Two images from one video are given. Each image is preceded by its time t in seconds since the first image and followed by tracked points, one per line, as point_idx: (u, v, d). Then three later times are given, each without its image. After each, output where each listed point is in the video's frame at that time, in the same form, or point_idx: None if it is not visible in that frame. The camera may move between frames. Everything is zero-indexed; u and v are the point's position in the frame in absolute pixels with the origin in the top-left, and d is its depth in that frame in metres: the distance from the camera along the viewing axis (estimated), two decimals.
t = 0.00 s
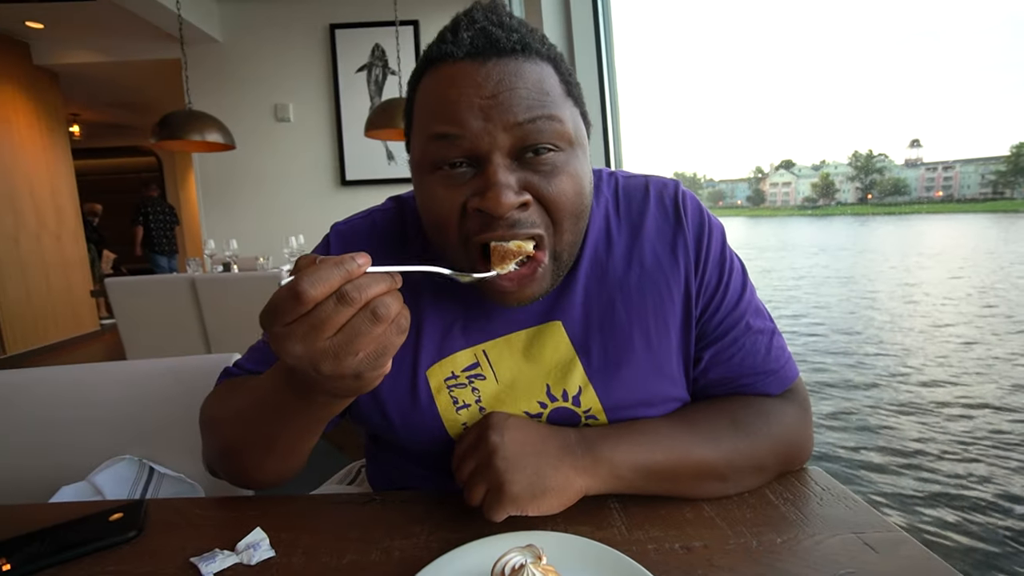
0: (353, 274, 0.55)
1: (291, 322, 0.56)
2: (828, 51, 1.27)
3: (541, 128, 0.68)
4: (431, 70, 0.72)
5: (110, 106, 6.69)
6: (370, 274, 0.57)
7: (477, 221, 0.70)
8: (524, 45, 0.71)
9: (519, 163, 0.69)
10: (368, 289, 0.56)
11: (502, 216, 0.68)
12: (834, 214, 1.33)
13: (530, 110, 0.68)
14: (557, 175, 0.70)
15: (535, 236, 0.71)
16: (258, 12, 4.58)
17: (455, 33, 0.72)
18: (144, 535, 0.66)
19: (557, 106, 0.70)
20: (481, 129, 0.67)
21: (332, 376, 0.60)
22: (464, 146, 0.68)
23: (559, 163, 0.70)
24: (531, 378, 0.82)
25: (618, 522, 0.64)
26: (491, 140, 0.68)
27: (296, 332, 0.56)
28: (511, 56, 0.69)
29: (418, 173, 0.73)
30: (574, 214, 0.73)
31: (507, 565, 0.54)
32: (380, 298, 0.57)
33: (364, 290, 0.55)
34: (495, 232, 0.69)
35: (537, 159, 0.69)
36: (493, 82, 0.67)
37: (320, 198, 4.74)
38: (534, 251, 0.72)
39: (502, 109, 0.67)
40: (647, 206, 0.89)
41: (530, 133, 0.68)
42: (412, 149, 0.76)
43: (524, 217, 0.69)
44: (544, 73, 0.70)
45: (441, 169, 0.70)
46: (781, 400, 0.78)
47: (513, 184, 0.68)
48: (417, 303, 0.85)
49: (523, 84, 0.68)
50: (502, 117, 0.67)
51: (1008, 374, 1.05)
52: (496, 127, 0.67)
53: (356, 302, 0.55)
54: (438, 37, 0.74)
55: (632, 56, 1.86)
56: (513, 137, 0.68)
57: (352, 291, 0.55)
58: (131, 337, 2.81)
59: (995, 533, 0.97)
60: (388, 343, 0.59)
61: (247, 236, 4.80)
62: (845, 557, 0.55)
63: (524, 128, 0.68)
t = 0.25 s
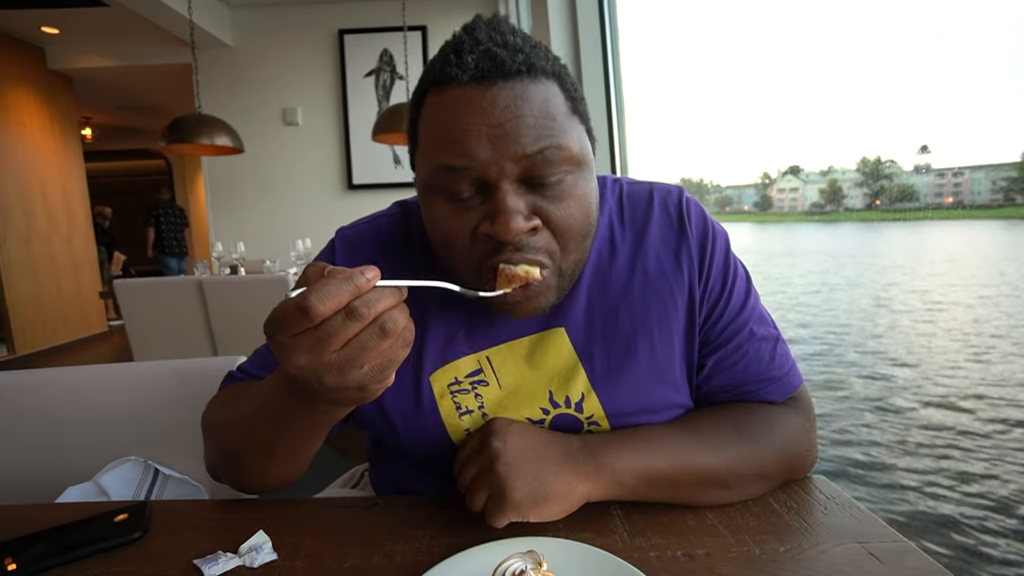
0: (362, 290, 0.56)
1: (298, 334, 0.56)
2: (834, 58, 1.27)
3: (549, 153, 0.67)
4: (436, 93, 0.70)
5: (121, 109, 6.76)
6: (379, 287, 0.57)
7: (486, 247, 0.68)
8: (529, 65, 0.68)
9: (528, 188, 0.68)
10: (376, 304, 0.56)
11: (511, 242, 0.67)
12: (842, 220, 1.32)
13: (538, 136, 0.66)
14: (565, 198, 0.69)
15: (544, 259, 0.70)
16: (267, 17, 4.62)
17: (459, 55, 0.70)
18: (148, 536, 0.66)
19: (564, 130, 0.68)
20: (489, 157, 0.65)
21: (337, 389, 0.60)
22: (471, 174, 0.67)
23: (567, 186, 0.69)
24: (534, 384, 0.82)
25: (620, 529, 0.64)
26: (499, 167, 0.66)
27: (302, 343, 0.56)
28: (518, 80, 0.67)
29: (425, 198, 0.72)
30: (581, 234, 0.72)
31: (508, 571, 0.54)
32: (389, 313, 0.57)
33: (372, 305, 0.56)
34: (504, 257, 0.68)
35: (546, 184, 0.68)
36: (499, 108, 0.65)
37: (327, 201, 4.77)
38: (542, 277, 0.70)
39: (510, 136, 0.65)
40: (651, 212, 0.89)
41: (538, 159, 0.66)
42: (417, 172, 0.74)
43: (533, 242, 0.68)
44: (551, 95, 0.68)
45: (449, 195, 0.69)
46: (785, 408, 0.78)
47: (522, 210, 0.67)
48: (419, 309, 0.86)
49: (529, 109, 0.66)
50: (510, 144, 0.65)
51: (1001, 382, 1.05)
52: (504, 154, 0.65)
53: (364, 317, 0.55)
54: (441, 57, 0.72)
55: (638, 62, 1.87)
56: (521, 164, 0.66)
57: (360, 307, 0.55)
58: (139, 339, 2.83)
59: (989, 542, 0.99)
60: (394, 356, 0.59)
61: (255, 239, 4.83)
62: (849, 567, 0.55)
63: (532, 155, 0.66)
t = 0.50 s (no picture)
0: (366, 324, 0.56)
1: (299, 366, 0.57)
2: (836, 60, 1.26)
3: (549, 180, 0.65)
4: (433, 112, 0.67)
5: (125, 112, 6.78)
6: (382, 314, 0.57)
7: (486, 268, 0.68)
8: (529, 85, 0.65)
9: (527, 212, 0.67)
10: (379, 335, 0.57)
11: (510, 266, 0.67)
12: (843, 223, 1.34)
13: (538, 163, 0.64)
14: (564, 221, 0.68)
15: (543, 278, 0.70)
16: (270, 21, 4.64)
17: (457, 72, 0.66)
18: (148, 538, 0.66)
19: (565, 153, 0.66)
20: (488, 185, 0.64)
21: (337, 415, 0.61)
22: (471, 200, 0.65)
23: (566, 208, 0.68)
24: (533, 386, 0.82)
25: (619, 533, 0.64)
26: (499, 194, 0.64)
27: (303, 374, 0.57)
28: (517, 104, 0.64)
29: (426, 217, 0.71)
30: (579, 251, 0.72)
31: None
32: (391, 341, 0.58)
33: (375, 338, 0.56)
34: (503, 278, 0.68)
35: (546, 208, 0.67)
36: (498, 135, 0.63)
37: (330, 204, 4.78)
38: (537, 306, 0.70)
39: (509, 164, 0.63)
40: (651, 215, 0.88)
41: (537, 186, 0.64)
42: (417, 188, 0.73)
43: (532, 264, 0.68)
44: (551, 118, 0.65)
45: (449, 217, 0.68)
46: (785, 411, 0.77)
47: (521, 234, 0.66)
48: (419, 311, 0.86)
49: (529, 135, 0.63)
50: (509, 172, 0.63)
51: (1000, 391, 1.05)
52: (503, 182, 0.64)
53: (367, 350, 0.56)
54: (439, 70, 0.68)
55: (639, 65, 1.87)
56: (521, 192, 0.64)
57: (364, 342, 0.56)
58: (142, 342, 2.83)
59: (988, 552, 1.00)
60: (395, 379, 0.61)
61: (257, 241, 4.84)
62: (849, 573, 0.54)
63: (531, 182, 0.64)
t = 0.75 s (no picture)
0: (344, 370, 0.56)
1: (281, 415, 0.58)
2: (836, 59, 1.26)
3: (550, 187, 0.64)
4: (434, 118, 0.66)
5: (124, 111, 6.78)
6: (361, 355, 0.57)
7: (485, 273, 0.69)
8: (529, 92, 0.64)
9: (527, 219, 0.66)
10: (360, 378, 0.57)
11: (509, 271, 0.67)
12: (844, 222, 1.33)
13: (538, 170, 0.63)
14: (564, 226, 0.67)
15: (541, 282, 0.70)
16: (270, 20, 4.63)
17: (458, 78, 0.65)
18: (149, 536, 0.66)
19: (566, 159, 0.65)
20: (488, 192, 0.63)
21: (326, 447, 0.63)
22: (471, 206, 0.65)
23: (566, 214, 0.67)
24: (534, 384, 0.82)
25: (620, 531, 0.64)
26: (498, 201, 0.64)
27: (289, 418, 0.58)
28: (518, 111, 0.63)
29: (427, 221, 0.71)
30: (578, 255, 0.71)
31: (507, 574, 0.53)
32: (372, 381, 0.58)
33: (355, 382, 0.57)
34: (502, 283, 0.68)
35: (546, 215, 0.66)
36: (499, 143, 0.62)
37: (330, 203, 4.78)
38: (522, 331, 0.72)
39: (509, 172, 0.63)
40: (653, 213, 0.88)
41: (537, 193, 0.64)
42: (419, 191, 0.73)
43: (530, 269, 0.68)
44: (551, 125, 0.64)
45: (449, 222, 0.68)
46: (786, 409, 0.77)
47: (520, 240, 0.66)
48: (421, 310, 0.85)
49: (530, 143, 0.63)
50: (509, 180, 0.63)
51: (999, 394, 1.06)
52: (503, 189, 0.63)
53: (348, 395, 0.57)
54: (439, 74, 0.68)
55: (640, 63, 1.87)
56: (521, 198, 0.64)
57: (343, 388, 0.56)
58: (142, 341, 2.83)
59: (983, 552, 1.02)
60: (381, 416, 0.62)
61: (257, 240, 4.83)
62: (850, 571, 0.54)
63: (532, 189, 0.64)
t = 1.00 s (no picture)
0: (292, 438, 0.57)
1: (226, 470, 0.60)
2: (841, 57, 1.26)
3: (552, 184, 0.64)
4: (442, 111, 0.67)
5: (128, 109, 6.79)
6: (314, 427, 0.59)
7: (484, 266, 0.68)
8: (537, 88, 0.64)
9: (528, 214, 0.66)
10: (303, 452, 0.58)
11: (506, 266, 0.67)
12: (849, 221, 1.34)
13: (542, 166, 0.63)
14: (564, 224, 0.67)
15: (538, 279, 0.70)
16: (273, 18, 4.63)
17: (468, 72, 0.66)
18: (153, 531, 0.66)
19: (570, 157, 0.65)
20: (490, 185, 0.63)
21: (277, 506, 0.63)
22: (473, 199, 0.65)
23: (567, 211, 0.67)
24: (538, 379, 0.82)
25: (624, 529, 0.63)
26: (501, 194, 0.64)
27: (225, 472, 0.60)
28: (525, 106, 0.63)
29: (430, 211, 0.71)
30: (578, 254, 0.71)
31: (511, 570, 0.53)
32: (318, 456, 0.59)
33: (297, 455, 0.58)
34: (499, 277, 0.68)
35: (547, 212, 0.66)
36: (504, 137, 0.62)
37: (333, 201, 4.78)
38: (509, 445, 0.67)
39: (513, 166, 0.63)
40: (658, 210, 0.88)
41: (539, 189, 0.64)
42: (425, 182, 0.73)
43: (528, 265, 0.68)
44: (558, 121, 0.64)
45: (451, 213, 0.68)
46: (790, 407, 0.77)
47: (520, 234, 0.66)
48: (425, 305, 0.85)
49: (535, 138, 0.63)
50: (512, 174, 0.63)
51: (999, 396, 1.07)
52: (505, 183, 0.63)
53: (284, 465, 0.58)
54: (450, 66, 0.68)
55: (644, 61, 1.86)
56: (523, 193, 0.64)
57: (284, 457, 0.58)
58: (146, 339, 2.84)
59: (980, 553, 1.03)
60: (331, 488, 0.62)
61: (260, 238, 4.84)
62: (854, 570, 0.54)
63: (533, 184, 0.64)
